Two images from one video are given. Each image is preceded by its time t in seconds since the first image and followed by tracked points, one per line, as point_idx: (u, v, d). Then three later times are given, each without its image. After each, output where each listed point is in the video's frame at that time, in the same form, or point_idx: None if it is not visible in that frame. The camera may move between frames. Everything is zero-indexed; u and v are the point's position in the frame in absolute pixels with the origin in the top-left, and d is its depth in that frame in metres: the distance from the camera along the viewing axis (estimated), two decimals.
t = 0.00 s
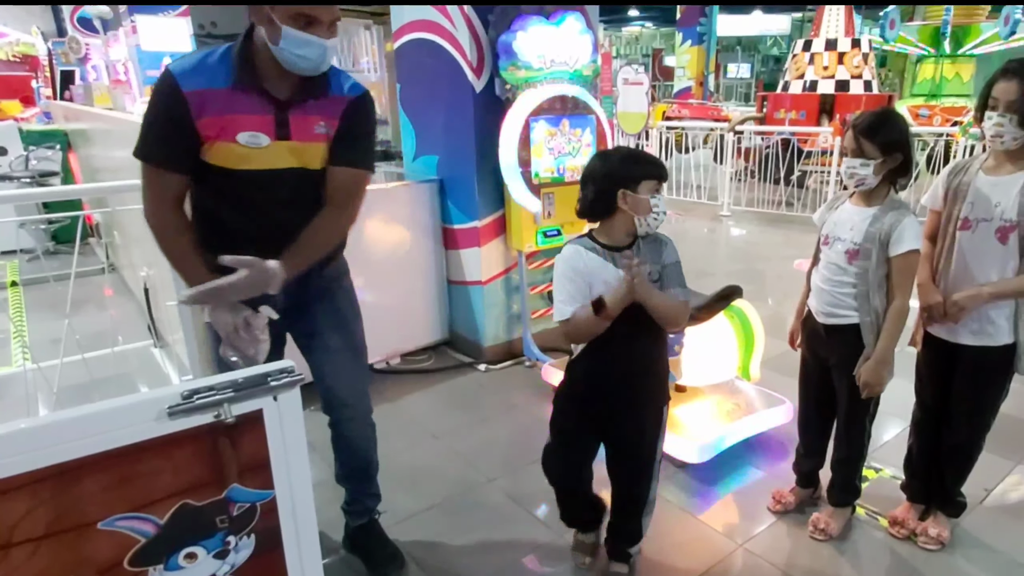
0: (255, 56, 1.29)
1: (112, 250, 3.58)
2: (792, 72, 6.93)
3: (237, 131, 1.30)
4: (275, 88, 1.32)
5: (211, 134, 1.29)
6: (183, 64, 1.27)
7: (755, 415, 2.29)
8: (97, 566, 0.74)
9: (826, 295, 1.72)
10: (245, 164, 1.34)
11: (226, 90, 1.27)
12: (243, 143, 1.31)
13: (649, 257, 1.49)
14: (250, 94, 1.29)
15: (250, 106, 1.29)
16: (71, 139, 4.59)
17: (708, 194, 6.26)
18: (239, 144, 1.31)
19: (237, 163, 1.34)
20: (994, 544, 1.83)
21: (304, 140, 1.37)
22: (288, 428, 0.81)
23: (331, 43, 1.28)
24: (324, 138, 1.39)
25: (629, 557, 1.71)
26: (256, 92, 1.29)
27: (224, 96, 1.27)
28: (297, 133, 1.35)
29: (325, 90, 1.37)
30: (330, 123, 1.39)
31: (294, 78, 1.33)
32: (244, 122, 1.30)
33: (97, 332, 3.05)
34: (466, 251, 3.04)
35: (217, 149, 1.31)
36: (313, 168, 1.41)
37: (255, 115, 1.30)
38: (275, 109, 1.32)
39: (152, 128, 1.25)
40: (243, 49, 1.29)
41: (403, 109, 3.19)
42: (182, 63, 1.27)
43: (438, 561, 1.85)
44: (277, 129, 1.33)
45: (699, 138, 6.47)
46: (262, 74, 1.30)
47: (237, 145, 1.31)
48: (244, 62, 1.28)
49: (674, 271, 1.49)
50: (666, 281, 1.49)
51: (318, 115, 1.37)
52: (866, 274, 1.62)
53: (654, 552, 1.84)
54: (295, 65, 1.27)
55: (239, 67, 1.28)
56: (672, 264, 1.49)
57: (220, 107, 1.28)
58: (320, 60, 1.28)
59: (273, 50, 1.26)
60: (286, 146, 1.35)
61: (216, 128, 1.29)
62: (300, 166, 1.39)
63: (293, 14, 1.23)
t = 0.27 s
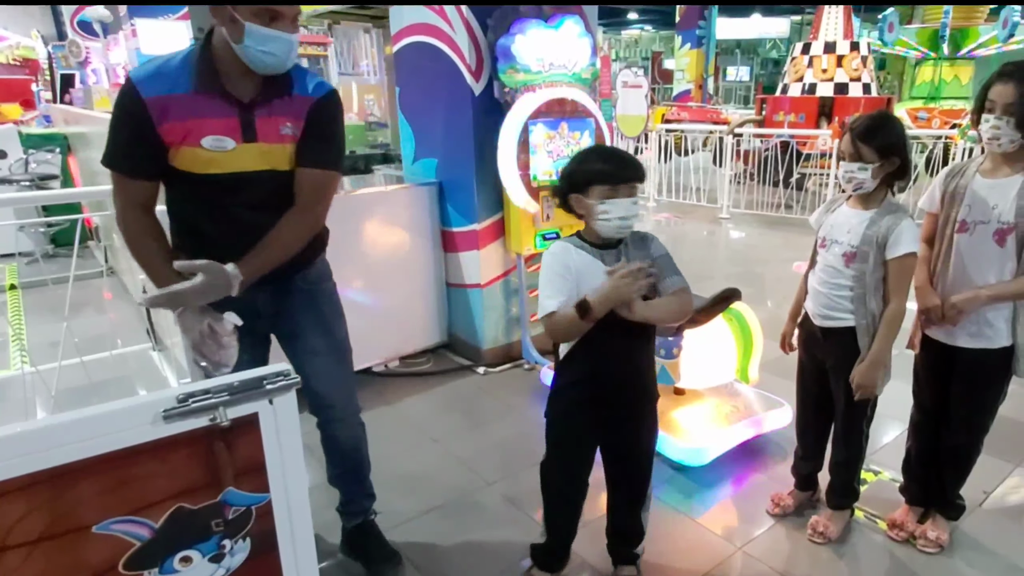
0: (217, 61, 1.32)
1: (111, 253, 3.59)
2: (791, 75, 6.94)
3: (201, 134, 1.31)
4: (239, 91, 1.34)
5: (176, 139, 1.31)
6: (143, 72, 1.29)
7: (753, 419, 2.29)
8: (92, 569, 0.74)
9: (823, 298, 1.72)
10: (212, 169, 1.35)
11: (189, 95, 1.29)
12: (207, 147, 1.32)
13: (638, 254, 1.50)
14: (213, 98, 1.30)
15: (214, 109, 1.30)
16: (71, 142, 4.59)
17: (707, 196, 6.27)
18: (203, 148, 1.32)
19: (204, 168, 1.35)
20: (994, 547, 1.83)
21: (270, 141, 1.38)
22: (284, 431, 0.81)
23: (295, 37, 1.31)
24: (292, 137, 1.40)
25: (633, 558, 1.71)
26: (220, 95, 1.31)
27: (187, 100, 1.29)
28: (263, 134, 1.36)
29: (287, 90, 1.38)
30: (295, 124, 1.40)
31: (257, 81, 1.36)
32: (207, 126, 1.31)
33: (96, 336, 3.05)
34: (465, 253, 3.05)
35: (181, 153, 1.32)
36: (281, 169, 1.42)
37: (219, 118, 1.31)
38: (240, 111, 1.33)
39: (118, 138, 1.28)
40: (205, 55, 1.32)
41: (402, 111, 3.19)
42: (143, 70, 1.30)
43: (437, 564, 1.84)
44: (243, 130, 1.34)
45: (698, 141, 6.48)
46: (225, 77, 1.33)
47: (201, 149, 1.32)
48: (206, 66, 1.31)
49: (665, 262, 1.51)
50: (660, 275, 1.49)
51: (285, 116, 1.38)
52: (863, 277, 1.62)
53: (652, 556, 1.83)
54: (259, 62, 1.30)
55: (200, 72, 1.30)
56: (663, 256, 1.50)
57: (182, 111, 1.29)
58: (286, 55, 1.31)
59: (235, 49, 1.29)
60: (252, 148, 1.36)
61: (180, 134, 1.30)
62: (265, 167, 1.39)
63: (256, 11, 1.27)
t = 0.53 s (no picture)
0: (194, 63, 1.32)
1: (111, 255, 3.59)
2: (791, 76, 6.94)
3: (186, 140, 1.32)
4: (219, 94, 1.35)
5: (160, 146, 1.32)
6: (120, 77, 1.29)
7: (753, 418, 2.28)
8: (86, 571, 0.74)
9: (822, 298, 1.71)
10: (199, 173, 1.37)
11: (169, 99, 1.30)
12: (193, 151, 1.34)
13: (580, 275, 1.37)
14: (194, 103, 1.31)
15: (196, 113, 1.32)
16: (71, 143, 4.59)
17: (707, 197, 6.27)
18: (188, 153, 1.34)
19: (191, 172, 1.36)
20: (994, 547, 1.83)
21: (257, 142, 1.39)
22: (280, 432, 0.81)
23: (270, 35, 1.31)
24: (294, 141, 1.46)
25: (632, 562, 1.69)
26: (201, 99, 1.32)
27: (166, 105, 1.30)
28: (250, 135, 1.38)
29: (274, 90, 1.41)
30: (286, 125, 1.42)
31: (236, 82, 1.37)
32: (192, 131, 1.32)
33: (95, 337, 3.05)
34: (464, 254, 3.06)
35: (166, 159, 1.34)
36: (272, 171, 1.44)
37: (202, 121, 1.33)
38: (224, 113, 1.34)
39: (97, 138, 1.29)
40: (181, 58, 1.32)
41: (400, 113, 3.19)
42: (120, 76, 1.29)
43: (435, 566, 1.84)
44: (229, 133, 1.35)
45: (698, 142, 6.48)
46: (203, 79, 1.33)
47: (186, 153, 1.34)
48: (184, 69, 1.31)
49: (609, 283, 1.36)
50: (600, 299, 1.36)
51: (273, 117, 1.40)
52: (863, 276, 1.61)
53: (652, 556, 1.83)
54: (235, 63, 1.30)
55: (179, 76, 1.31)
56: (609, 277, 1.36)
57: (163, 117, 1.30)
58: (262, 53, 1.31)
59: (211, 52, 1.29)
60: (239, 150, 1.38)
61: (164, 140, 1.32)
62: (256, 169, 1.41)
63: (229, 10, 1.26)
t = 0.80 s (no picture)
0: (208, 65, 1.35)
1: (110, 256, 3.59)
2: (790, 77, 6.95)
3: (197, 142, 1.34)
4: (233, 98, 1.37)
5: (172, 146, 1.34)
6: (135, 78, 1.31)
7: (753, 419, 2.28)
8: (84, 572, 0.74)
9: (821, 299, 1.71)
10: (210, 174, 1.38)
11: (182, 100, 1.32)
12: (204, 153, 1.35)
13: (489, 312, 1.18)
14: (207, 105, 1.33)
15: (208, 115, 1.33)
16: (70, 144, 4.59)
17: (706, 198, 6.26)
18: (199, 155, 1.35)
19: (200, 172, 1.37)
20: (994, 548, 1.82)
21: (268, 147, 1.40)
22: (278, 432, 0.81)
23: (281, 40, 1.32)
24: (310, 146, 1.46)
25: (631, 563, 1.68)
26: (214, 102, 1.34)
27: (179, 106, 1.32)
28: (261, 138, 1.39)
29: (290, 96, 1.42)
30: (301, 130, 1.43)
31: (250, 88, 1.39)
32: (203, 133, 1.34)
33: (94, 338, 3.05)
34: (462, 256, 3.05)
35: (176, 159, 1.35)
36: (283, 175, 1.45)
37: (214, 123, 1.34)
38: (236, 116, 1.36)
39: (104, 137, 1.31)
40: (196, 60, 1.34)
41: (400, 114, 3.19)
42: (136, 76, 1.32)
43: (434, 567, 1.84)
44: (241, 136, 1.36)
45: (697, 142, 6.48)
46: (218, 83, 1.35)
47: (197, 155, 1.35)
48: (199, 72, 1.33)
49: (519, 331, 1.15)
50: (509, 346, 1.16)
51: (286, 124, 1.41)
52: (863, 278, 1.62)
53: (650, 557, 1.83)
54: (244, 66, 1.31)
55: (193, 78, 1.33)
56: (517, 322, 1.15)
57: (174, 117, 1.32)
58: (271, 57, 1.31)
59: (224, 55, 1.31)
60: (250, 152, 1.39)
61: (177, 141, 1.33)
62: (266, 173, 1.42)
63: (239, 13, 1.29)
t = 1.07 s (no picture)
0: (238, 65, 1.34)
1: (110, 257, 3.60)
2: (789, 76, 6.93)
3: (228, 142, 1.34)
4: (261, 98, 1.37)
5: (200, 146, 1.33)
6: (165, 79, 1.31)
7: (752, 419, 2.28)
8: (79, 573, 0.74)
9: (819, 298, 1.71)
10: (237, 175, 1.37)
11: (212, 99, 1.32)
12: (233, 154, 1.35)
13: (367, 371, 1.06)
14: (238, 105, 1.33)
15: (237, 115, 1.33)
16: (69, 145, 4.59)
17: (705, 197, 6.26)
18: (229, 155, 1.35)
19: (229, 172, 1.37)
20: (993, 548, 1.82)
21: (295, 147, 1.40)
22: (274, 432, 0.81)
23: (319, 36, 1.36)
24: (333, 148, 1.47)
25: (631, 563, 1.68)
26: (243, 102, 1.34)
27: (208, 106, 1.32)
28: (288, 139, 1.39)
29: (315, 97, 1.43)
30: (325, 131, 1.44)
31: (277, 89, 1.40)
32: (234, 133, 1.34)
33: (93, 338, 3.05)
34: (462, 255, 3.04)
35: (206, 160, 1.35)
36: (306, 175, 1.44)
37: (243, 123, 1.34)
38: (264, 117, 1.36)
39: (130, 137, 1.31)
40: (227, 59, 1.34)
41: (399, 114, 3.19)
42: (164, 78, 1.31)
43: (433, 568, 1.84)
44: (269, 136, 1.37)
45: (696, 141, 6.48)
46: (247, 83, 1.36)
47: (227, 155, 1.35)
48: (229, 71, 1.33)
49: (397, 405, 1.03)
50: (385, 418, 1.04)
51: (311, 123, 1.42)
52: (860, 277, 1.62)
53: (649, 556, 1.83)
54: (287, 64, 1.33)
55: (223, 77, 1.33)
56: (396, 396, 1.03)
57: (204, 117, 1.32)
58: (313, 53, 1.35)
59: (262, 53, 1.32)
60: (277, 152, 1.38)
61: (206, 140, 1.33)
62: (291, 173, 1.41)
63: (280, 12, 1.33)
